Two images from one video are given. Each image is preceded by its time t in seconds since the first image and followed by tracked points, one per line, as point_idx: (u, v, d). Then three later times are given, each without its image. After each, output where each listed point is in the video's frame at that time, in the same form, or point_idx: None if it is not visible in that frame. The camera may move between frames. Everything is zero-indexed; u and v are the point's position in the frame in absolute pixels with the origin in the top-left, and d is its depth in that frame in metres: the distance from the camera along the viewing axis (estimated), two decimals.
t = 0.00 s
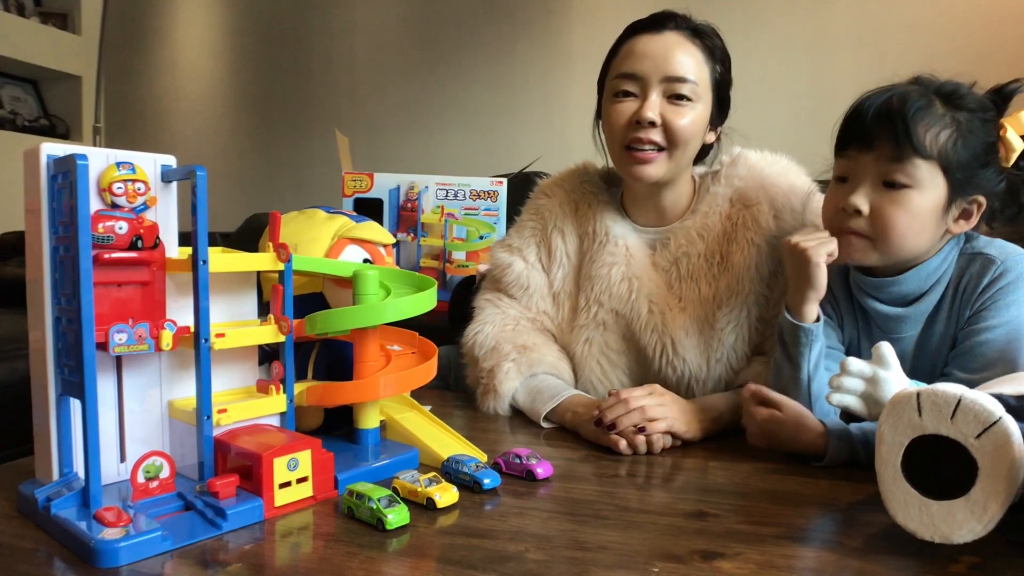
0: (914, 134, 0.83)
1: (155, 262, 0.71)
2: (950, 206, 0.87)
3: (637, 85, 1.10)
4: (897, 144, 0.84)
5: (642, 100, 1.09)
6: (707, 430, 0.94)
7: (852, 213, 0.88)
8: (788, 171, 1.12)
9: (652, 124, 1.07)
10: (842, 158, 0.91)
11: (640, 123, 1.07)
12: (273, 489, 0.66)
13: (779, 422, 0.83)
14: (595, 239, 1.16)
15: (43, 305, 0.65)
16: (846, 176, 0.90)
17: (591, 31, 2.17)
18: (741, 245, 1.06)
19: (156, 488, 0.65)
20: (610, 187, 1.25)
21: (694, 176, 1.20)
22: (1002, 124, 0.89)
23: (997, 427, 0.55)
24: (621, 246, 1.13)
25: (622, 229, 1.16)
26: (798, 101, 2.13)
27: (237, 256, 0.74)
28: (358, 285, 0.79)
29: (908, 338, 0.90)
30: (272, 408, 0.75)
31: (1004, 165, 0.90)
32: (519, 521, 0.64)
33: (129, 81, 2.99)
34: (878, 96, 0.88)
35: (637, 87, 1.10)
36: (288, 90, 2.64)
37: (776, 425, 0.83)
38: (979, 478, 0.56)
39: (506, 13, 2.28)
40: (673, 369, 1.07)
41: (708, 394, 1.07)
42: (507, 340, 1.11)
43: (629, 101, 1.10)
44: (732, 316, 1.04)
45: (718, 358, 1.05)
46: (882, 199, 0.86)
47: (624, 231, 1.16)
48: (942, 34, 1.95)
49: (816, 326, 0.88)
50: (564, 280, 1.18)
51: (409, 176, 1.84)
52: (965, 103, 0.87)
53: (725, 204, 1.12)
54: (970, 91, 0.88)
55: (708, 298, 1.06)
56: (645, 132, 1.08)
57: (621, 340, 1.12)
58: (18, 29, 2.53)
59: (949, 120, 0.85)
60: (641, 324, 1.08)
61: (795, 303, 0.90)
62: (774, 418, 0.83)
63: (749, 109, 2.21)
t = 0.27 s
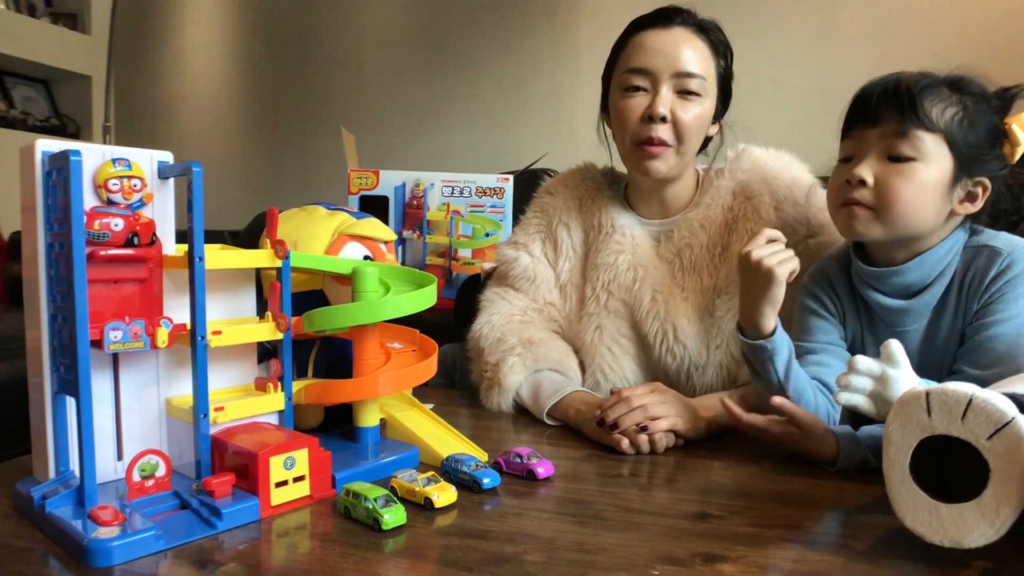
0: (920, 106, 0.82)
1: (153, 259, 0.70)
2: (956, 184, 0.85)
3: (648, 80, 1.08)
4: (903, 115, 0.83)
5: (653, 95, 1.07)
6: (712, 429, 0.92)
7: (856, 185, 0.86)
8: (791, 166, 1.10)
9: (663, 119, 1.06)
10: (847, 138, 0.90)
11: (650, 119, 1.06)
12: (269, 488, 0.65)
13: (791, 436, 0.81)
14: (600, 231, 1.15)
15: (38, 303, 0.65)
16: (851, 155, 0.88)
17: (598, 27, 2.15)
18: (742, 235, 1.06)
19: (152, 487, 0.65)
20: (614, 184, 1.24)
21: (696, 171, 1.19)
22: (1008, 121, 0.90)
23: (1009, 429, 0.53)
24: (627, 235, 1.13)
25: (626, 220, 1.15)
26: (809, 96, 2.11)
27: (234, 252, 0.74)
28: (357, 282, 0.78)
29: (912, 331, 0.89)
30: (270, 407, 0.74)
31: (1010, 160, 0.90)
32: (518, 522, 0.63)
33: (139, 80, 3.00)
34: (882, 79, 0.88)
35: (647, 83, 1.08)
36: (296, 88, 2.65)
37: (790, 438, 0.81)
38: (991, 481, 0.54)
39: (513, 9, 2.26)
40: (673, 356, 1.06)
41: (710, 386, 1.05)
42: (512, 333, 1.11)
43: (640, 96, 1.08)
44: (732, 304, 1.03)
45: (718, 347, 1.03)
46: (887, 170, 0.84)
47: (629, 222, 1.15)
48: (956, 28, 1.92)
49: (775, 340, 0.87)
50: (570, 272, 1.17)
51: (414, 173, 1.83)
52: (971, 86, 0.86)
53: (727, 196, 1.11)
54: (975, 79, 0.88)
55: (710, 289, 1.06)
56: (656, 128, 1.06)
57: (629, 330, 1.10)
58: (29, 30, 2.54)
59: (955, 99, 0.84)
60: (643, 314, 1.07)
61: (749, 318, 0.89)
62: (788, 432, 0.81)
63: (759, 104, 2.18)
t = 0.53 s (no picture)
0: (918, 124, 0.77)
1: (153, 256, 0.69)
2: (970, 185, 0.81)
3: (660, 62, 1.06)
4: (903, 137, 0.78)
5: (665, 77, 1.06)
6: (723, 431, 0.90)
7: (867, 212, 0.83)
8: (797, 160, 1.08)
9: (675, 98, 1.04)
10: (848, 154, 0.85)
11: (663, 96, 1.04)
12: (268, 488, 0.64)
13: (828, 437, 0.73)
14: (605, 227, 1.14)
15: (37, 300, 0.64)
16: (854, 168, 0.84)
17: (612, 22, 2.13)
18: (744, 233, 1.04)
19: (150, 486, 0.64)
20: (619, 180, 1.22)
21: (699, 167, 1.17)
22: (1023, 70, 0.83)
23: None
24: (634, 232, 1.12)
25: (631, 217, 1.14)
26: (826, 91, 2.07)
27: (235, 249, 0.73)
28: (360, 279, 0.77)
29: (921, 324, 0.86)
30: (270, 405, 0.73)
31: None
32: (520, 525, 0.62)
33: (154, 78, 3.01)
34: (875, 83, 0.82)
35: (659, 66, 1.06)
36: (309, 86, 2.65)
37: (826, 444, 0.73)
38: (1011, 489, 0.52)
39: (525, 4, 2.24)
40: (676, 356, 1.06)
41: (717, 388, 1.02)
42: (518, 331, 1.09)
43: (651, 78, 1.06)
44: (735, 305, 1.01)
45: (723, 348, 1.01)
46: (895, 193, 0.80)
47: (633, 219, 1.14)
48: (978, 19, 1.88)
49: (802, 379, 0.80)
50: (575, 269, 1.16)
51: (425, 170, 1.84)
52: (972, 68, 0.80)
53: (729, 194, 1.09)
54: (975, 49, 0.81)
55: (713, 287, 1.04)
56: (669, 105, 1.04)
57: (636, 328, 1.10)
58: (46, 28, 2.56)
59: (957, 98, 0.78)
60: (649, 315, 1.06)
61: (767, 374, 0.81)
62: (825, 435, 0.73)
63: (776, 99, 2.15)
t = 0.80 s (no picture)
0: (935, 132, 0.71)
1: (160, 254, 0.68)
2: (993, 187, 0.75)
3: (673, 63, 1.04)
4: (919, 146, 0.72)
5: (678, 79, 1.04)
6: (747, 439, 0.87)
7: (884, 221, 0.78)
8: (817, 155, 1.05)
9: (690, 101, 1.03)
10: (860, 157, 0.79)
11: (676, 100, 1.03)
12: (274, 491, 0.63)
13: (915, 469, 0.66)
14: (622, 225, 1.12)
15: (45, 298, 0.64)
16: (866, 173, 0.78)
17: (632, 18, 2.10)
18: (764, 231, 1.01)
19: (156, 487, 0.63)
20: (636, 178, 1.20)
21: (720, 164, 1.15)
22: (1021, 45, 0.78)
23: None
24: (651, 230, 1.10)
25: (648, 215, 1.12)
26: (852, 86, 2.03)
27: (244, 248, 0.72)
28: (370, 278, 0.76)
29: (945, 327, 0.83)
30: (279, 406, 0.72)
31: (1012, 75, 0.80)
32: (529, 531, 0.60)
33: (176, 78, 3.03)
34: (885, 84, 0.76)
35: (672, 67, 1.04)
36: (328, 85, 2.65)
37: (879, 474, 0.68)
38: None
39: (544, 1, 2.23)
40: (695, 357, 1.02)
41: (737, 391, 0.99)
42: (533, 331, 1.08)
43: (665, 80, 1.04)
44: (755, 305, 0.99)
45: (742, 349, 0.99)
46: (914, 202, 0.75)
47: (651, 216, 1.11)
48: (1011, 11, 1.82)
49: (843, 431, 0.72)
50: (591, 268, 1.14)
51: (442, 168, 1.82)
52: (991, 60, 0.73)
53: (750, 190, 1.06)
54: (995, 41, 0.74)
55: (733, 288, 1.02)
56: (683, 110, 1.03)
57: (654, 328, 1.07)
58: (70, 29, 2.59)
59: (975, 97, 0.72)
60: (665, 313, 1.04)
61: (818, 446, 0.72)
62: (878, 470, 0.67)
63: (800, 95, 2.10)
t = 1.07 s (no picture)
0: (928, 242, 0.61)
1: (174, 253, 0.68)
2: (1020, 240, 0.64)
3: (690, 63, 1.02)
4: (914, 254, 0.62)
5: (695, 79, 1.02)
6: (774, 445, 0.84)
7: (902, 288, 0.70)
8: (842, 153, 1.02)
9: (707, 103, 1.00)
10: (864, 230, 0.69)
11: (693, 102, 1.00)
12: (285, 494, 0.62)
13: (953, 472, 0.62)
14: (642, 224, 1.10)
15: (57, 296, 0.63)
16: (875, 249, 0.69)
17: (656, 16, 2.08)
18: (788, 230, 0.98)
19: (166, 488, 0.63)
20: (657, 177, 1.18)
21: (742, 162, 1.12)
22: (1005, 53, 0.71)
23: None
24: (673, 228, 1.07)
25: (669, 213, 1.09)
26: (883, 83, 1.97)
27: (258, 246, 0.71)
28: (385, 278, 0.75)
29: (986, 330, 0.78)
30: (292, 407, 0.71)
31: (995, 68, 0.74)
32: (544, 540, 0.58)
33: (202, 80, 3.06)
34: (868, 177, 0.64)
35: (689, 66, 1.02)
36: (352, 86, 2.66)
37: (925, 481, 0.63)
38: None
39: None
40: (715, 359, 1.00)
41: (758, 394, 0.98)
42: (552, 332, 1.06)
43: (682, 81, 1.02)
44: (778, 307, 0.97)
45: (765, 351, 0.96)
46: (930, 279, 0.66)
47: (672, 215, 1.09)
48: None
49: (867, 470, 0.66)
50: (611, 268, 1.12)
51: (463, 168, 1.81)
52: (995, 124, 0.58)
53: (773, 189, 1.03)
54: (991, 97, 0.59)
55: (755, 290, 1.00)
56: (700, 112, 1.01)
57: (675, 330, 1.05)
58: (99, 33, 2.62)
59: (971, 190, 0.59)
60: (686, 314, 1.02)
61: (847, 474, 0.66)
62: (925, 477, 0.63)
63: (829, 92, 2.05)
